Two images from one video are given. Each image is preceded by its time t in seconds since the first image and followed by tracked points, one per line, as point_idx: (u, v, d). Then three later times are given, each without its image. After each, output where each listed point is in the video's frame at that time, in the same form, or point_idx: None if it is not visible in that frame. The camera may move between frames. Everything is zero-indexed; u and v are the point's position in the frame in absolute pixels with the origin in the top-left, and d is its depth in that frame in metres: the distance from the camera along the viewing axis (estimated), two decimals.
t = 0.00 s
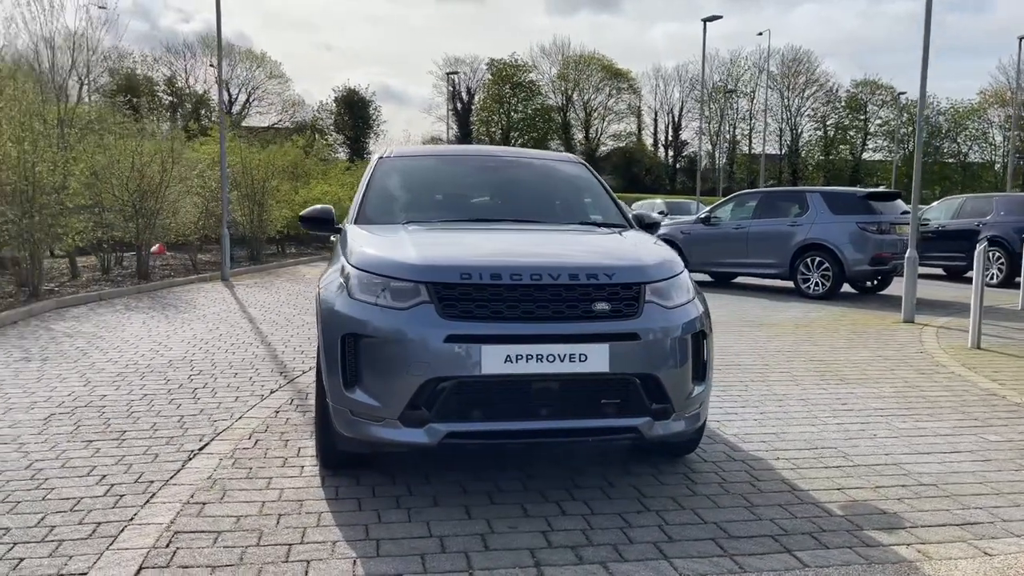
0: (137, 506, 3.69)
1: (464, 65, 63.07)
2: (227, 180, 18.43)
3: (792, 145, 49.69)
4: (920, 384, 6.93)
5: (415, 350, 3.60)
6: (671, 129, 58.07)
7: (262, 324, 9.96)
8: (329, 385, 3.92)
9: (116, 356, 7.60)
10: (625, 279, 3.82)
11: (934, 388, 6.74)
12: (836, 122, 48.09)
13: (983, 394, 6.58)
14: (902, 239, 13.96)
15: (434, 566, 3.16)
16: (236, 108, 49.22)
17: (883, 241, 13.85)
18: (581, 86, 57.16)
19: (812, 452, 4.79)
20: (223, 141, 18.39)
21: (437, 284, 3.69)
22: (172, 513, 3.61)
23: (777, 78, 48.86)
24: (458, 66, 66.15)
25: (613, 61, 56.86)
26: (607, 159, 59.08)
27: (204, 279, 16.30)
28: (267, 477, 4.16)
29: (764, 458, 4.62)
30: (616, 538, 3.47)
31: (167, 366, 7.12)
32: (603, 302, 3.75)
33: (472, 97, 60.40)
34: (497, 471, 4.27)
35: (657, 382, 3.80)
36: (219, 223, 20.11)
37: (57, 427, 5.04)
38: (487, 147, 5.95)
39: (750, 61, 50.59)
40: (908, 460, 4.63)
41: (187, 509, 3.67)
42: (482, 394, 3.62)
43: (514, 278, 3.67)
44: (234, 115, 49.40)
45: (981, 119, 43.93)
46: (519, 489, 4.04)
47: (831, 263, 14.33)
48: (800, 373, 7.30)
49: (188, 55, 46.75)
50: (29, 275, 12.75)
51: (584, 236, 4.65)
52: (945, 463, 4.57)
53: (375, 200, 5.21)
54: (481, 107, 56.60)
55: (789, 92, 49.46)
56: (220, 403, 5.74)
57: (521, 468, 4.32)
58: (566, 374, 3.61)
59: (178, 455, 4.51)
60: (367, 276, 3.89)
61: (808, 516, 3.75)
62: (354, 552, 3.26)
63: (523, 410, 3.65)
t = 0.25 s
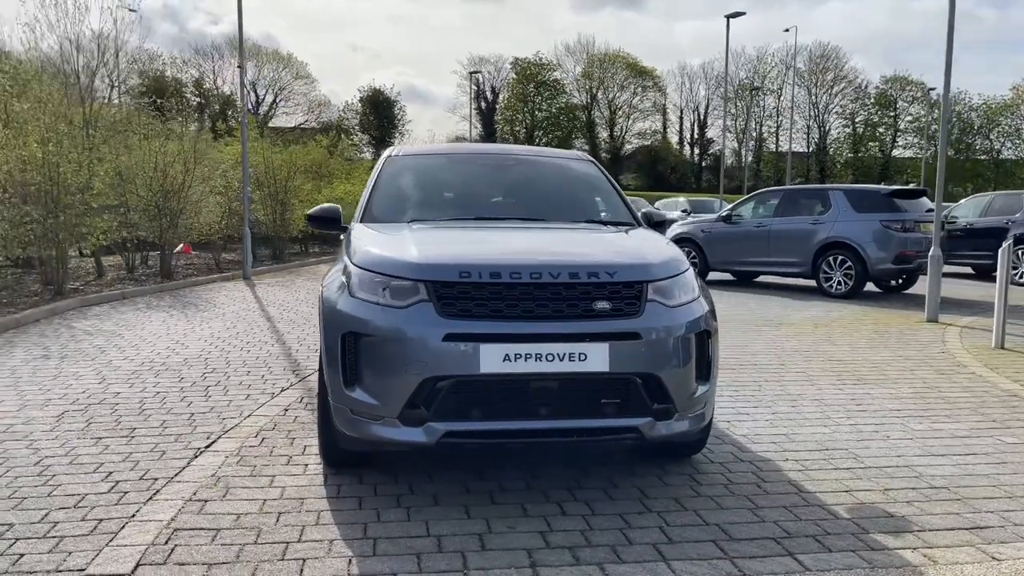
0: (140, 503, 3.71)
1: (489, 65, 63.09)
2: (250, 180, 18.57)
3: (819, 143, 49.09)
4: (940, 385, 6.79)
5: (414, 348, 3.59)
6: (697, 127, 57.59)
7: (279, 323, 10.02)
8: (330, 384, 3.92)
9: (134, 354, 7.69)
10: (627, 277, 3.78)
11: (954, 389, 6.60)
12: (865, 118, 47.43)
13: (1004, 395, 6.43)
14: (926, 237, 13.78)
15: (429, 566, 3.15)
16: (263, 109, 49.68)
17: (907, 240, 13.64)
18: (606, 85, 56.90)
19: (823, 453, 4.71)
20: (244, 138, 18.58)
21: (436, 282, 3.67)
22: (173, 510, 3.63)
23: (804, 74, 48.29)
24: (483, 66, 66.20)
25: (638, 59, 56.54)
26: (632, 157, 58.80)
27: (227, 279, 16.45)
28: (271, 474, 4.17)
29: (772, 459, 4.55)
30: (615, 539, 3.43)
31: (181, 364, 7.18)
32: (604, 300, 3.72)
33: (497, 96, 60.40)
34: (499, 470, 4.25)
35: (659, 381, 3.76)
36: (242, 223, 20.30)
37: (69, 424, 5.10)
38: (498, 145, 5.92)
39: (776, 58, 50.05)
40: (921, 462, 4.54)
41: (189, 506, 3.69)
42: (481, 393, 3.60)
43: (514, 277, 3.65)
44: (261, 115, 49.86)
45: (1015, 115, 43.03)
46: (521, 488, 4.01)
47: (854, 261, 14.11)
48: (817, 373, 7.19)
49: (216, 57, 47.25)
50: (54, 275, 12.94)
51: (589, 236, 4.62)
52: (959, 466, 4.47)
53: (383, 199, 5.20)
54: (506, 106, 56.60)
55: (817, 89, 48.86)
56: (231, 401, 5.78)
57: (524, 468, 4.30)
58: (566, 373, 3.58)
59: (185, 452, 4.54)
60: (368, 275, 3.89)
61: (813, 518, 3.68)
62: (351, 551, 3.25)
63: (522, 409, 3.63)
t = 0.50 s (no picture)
0: (138, 503, 3.72)
1: (508, 63, 63.07)
2: (267, 179, 18.67)
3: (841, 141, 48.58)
4: (955, 386, 6.67)
5: (410, 348, 3.56)
6: (717, 125, 57.28)
7: (291, 321, 10.06)
8: (328, 383, 3.91)
9: (144, 353, 7.73)
10: (627, 276, 3.73)
11: (969, 390, 6.48)
12: (887, 116, 46.83)
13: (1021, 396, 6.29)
14: (945, 236, 13.56)
15: (422, 567, 3.12)
16: (283, 109, 49.96)
17: (927, 238, 13.42)
18: (625, 83, 56.65)
19: (830, 455, 4.63)
20: (258, 137, 18.67)
21: (434, 281, 3.64)
22: (170, 509, 3.63)
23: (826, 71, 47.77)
24: (501, 64, 66.19)
25: (657, 57, 56.24)
26: (651, 156, 58.53)
27: (243, 278, 16.54)
28: (271, 474, 4.17)
29: (777, 461, 4.49)
30: (612, 542, 3.39)
31: (191, 363, 7.22)
32: (602, 300, 3.67)
33: (515, 95, 60.37)
34: (500, 471, 4.22)
35: (658, 382, 3.71)
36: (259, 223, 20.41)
37: (75, 422, 5.13)
38: (507, 143, 5.88)
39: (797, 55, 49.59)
40: (929, 464, 4.44)
41: (186, 505, 3.68)
42: (478, 393, 3.58)
43: (511, 276, 3.61)
44: (281, 116, 50.16)
45: None
46: (520, 489, 3.98)
47: (871, 260, 13.91)
48: (829, 373, 7.09)
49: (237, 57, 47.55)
50: (70, 274, 13.03)
51: (592, 235, 4.57)
52: (970, 468, 4.38)
53: (390, 197, 5.18)
54: (524, 105, 56.54)
55: (839, 86, 48.34)
56: (237, 399, 5.79)
57: (524, 469, 4.27)
58: (563, 373, 3.54)
59: (187, 451, 4.55)
60: (366, 273, 3.87)
61: (815, 521, 3.62)
62: (344, 552, 3.23)
63: (519, 409, 3.61)
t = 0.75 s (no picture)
0: (136, 502, 3.72)
1: (529, 62, 62.99)
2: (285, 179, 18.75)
3: (866, 138, 47.96)
4: (973, 387, 6.53)
5: (406, 348, 3.54)
6: (740, 122, 56.82)
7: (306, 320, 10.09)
8: (325, 384, 3.89)
9: (156, 352, 7.78)
10: (626, 276, 3.68)
11: (988, 392, 6.34)
12: (914, 112, 46.14)
13: None
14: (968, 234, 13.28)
15: (414, 570, 3.09)
16: (305, 109, 50.23)
17: (949, 236, 13.18)
18: (647, 80, 56.30)
19: (838, 458, 4.55)
20: (277, 137, 18.76)
21: (430, 281, 3.61)
22: (168, 509, 3.63)
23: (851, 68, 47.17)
24: (523, 63, 66.13)
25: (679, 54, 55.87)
26: (673, 154, 58.17)
27: (262, 278, 16.63)
28: (271, 474, 4.16)
29: (784, 464, 4.41)
30: (608, 545, 3.34)
31: (203, 361, 7.26)
32: (601, 300, 3.62)
33: (536, 94, 60.27)
34: (500, 472, 4.19)
35: (657, 383, 3.66)
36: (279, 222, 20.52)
37: (83, 420, 5.17)
38: (516, 142, 5.83)
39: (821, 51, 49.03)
40: (940, 468, 4.35)
41: (184, 505, 3.68)
42: (474, 394, 3.55)
43: (509, 275, 3.57)
44: (304, 115, 50.43)
45: None
46: (519, 491, 3.95)
47: (892, 259, 13.69)
48: (843, 374, 6.97)
49: (259, 58, 47.84)
50: (90, 273, 13.08)
51: (596, 234, 4.51)
52: (981, 473, 4.27)
53: (400, 195, 5.17)
54: (545, 103, 56.42)
55: (863, 82, 47.72)
56: (244, 399, 5.81)
57: (525, 470, 4.23)
58: (560, 374, 3.50)
59: (190, 450, 4.56)
60: (363, 273, 3.85)
61: (818, 526, 3.55)
62: (337, 554, 3.21)
63: (516, 410, 3.57)
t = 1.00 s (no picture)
0: (134, 501, 3.73)
1: (545, 60, 62.88)
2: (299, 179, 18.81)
3: (886, 135, 47.48)
4: (985, 388, 6.43)
5: (402, 348, 3.52)
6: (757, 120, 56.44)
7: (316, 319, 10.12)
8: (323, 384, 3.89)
9: (165, 351, 7.81)
10: (624, 276, 3.64)
11: (1001, 394, 6.24)
12: (934, 109, 45.61)
13: None
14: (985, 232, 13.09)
15: (406, 572, 3.08)
16: (321, 108, 50.43)
17: (965, 235, 13.00)
18: (663, 78, 56.07)
19: (843, 460, 4.49)
20: (291, 136, 18.82)
21: (426, 281, 3.59)
22: (165, 509, 3.63)
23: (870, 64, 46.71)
24: (538, 61, 66.05)
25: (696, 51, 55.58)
26: (689, 152, 57.86)
27: (276, 276, 16.70)
28: (270, 474, 4.16)
29: (787, 466, 4.36)
30: (603, 548, 3.31)
31: (210, 360, 7.29)
32: (598, 301, 3.59)
33: (552, 92, 60.18)
34: (498, 473, 4.17)
35: (655, 384, 3.62)
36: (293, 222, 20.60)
37: (87, 419, 5.20)
38: (519, 141, 5.80)
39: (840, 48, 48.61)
40: (946, 471, 4.28)
41: (182, 505, 3.69)
42: (469, 394, 3.53)
43: (505, 275, 3.55)
44: (320, 115, 50.63)
45: None
46: (517, 492, 3.92)
47: (907, 257, 13.52)
48: (852, 374, 6.89)
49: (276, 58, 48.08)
50: (104, 271, 13.14)
51: (596, 234, 4.48)
52: (988, 476, 4.20)
53: (405, 195, 5.17)
54: (561, 102, 56.32)
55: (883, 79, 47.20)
56: (248, 398, 5.82)
57: (524, 471, 4.21)
58: (556, 375, 3.48)
59: (191, 450, 4.57)
60: (360, 273, 3.83)
61: (818, 530, 3.49)
62: (330, 555, 3.20)
63: (512, 411, 3.55)
